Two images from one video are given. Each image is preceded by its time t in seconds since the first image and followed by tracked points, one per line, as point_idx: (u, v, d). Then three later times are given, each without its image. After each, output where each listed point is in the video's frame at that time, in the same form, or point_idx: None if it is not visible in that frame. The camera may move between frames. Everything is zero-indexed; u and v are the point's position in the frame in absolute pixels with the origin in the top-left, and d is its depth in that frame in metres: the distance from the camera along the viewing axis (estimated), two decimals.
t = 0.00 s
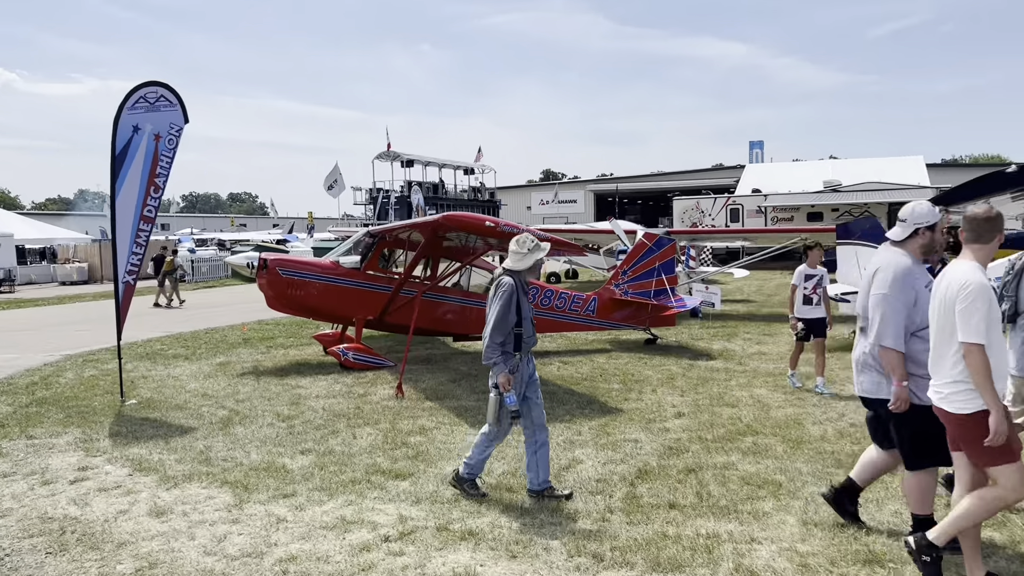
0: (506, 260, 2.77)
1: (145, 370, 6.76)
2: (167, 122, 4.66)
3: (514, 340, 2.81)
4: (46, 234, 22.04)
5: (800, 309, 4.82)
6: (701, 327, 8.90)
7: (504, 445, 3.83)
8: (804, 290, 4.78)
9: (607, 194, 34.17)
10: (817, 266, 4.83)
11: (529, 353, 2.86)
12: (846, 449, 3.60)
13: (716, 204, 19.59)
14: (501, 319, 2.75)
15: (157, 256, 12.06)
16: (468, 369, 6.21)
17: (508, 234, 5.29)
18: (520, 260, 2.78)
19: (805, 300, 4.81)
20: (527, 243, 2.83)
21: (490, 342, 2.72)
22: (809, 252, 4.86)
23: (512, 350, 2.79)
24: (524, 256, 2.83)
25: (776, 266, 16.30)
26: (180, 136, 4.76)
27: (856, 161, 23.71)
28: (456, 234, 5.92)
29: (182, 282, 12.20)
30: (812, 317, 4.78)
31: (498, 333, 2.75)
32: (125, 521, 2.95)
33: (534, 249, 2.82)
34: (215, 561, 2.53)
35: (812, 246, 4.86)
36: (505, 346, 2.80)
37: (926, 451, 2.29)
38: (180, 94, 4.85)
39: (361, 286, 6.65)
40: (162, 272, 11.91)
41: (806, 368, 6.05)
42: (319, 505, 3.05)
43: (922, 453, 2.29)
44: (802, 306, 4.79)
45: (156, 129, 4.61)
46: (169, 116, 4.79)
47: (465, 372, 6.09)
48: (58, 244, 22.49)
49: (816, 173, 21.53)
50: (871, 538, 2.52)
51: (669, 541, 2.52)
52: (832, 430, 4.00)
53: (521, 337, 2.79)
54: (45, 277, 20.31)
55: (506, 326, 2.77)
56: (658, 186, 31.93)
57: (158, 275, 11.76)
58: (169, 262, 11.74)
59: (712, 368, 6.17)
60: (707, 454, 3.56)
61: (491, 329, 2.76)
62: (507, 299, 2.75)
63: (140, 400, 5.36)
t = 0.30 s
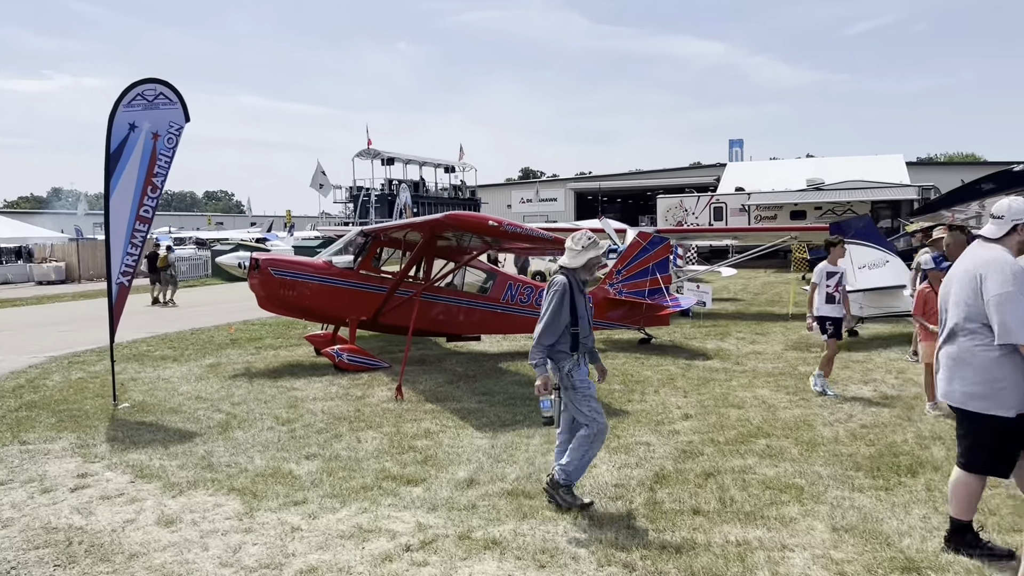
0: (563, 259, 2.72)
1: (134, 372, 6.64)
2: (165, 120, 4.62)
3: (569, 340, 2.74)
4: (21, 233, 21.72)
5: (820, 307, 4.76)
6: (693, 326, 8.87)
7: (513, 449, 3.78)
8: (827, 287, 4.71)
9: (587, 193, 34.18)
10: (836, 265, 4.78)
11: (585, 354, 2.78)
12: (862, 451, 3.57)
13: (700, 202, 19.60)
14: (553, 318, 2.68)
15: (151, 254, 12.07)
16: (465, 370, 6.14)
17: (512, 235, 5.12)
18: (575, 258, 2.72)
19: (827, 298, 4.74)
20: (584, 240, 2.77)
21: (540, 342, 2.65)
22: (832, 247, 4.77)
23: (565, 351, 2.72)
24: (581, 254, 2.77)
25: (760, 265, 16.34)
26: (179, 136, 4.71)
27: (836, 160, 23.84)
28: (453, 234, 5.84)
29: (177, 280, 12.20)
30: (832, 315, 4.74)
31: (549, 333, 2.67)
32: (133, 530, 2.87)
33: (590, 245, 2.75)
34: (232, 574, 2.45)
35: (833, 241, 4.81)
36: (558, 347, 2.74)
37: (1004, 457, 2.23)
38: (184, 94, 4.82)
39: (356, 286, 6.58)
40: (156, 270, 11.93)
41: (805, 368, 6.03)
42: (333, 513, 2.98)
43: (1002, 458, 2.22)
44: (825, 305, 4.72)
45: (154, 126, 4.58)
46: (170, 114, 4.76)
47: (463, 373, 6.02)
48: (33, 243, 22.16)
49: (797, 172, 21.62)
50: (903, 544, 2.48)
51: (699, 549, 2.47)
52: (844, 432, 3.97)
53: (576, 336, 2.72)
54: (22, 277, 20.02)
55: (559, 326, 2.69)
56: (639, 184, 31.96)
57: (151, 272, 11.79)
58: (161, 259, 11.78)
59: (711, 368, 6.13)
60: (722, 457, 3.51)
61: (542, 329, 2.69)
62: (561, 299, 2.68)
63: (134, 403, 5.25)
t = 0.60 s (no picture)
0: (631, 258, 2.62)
1: (124, 371, 6.51)
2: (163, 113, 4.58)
3: (641, 341, 2.62)
4: None
5: (846, 309, 4.68)
6: (687, 323, 8.83)
7: (523, 448, 3.70)
8: (852, 289, 4.61)
9: (569, 191, 34.17)
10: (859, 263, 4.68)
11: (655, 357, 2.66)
12: (880, 449, 3.52)
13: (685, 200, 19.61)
14: (623, 319, 2.57)
15: (148, 251, 12.03)
16: (463, 369, 6.06)
17: (516, 230, 5.01)
18: (645, 256, 2.60)
19: (852, 300, 4.65)
20: (651, 237, 2.65)
21: (611, 343, 2.54)
22: (856, 247, 4.59)
23: (637, 352, 2.60)
24: (651, 253, 2.65)
25: (746, 262, 16.35)
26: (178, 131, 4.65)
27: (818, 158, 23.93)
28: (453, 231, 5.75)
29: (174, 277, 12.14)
30: (858, 316, 4.66)
31: (619, 334, 2.56)
32: (141, 535, 2.77)
33: (661, 244, 2.63)
34: None
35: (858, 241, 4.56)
36: (629, 347, 2.62)
37: None
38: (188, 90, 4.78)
39: (351, 284, 6.50)
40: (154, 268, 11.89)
41: (805, 365, 5.99)
42: (347, 515, 2.89)
43: None
44: (852, 307, 4.65)
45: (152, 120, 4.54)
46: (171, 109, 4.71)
47: (462, 371, 5.94)
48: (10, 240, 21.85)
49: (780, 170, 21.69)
50: (940, 545, 2.42)
51: (731, 552, 2.40)
52: (857, 429, 3.92)
53: (650, 338, 2.60)
54: None
55: (629, 327, 2.58)
56: (621, 182, 31.96)
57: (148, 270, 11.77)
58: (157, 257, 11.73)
59: (711, 366, 6.08)
60: (739, 455, 3.45)
61: (612, 330, 2.58)
62: (632, 298, 2.57)
63: (126, 403, 5.13)
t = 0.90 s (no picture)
0: (719, 251, 2.49)
1: (116, 372, 6.38)
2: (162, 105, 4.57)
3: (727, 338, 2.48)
4: None
5: (879, 308, 4.49)
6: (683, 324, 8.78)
7: (537, 452, 3.62)
8: (885, 284, 4.45)
9: (554, 190, 34.14)
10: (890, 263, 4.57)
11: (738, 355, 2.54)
12: (901, 451, 3.47)
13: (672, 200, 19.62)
14: (713, 314, 2.44)
15: (147, 249, 11.99)
16: (463, 370, 5.98)
17: (524, 229, 4.93)
18: (736, 249, 2.45)
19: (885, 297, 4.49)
20: (738, 227, 2.49)
21: (700, 340, 2.41)
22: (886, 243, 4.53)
23: (724, 350, 2.47)
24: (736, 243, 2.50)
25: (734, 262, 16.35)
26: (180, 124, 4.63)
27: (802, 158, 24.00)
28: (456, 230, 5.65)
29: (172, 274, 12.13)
30: (890, 315, 4.48)
31: (709, 330, 2.43)
32: (152, 545, 2.67)
33: (749, 233, 2.49)
34: None
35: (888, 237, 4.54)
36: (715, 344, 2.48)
37: None
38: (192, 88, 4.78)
39: (349, 284, 6.40)
40: (151, 267, 11.88)
41: (808, 365, 5.95)
42: (366, 523, 2.80)
43: None
44: (884, 304, 4.48)
45: (151, 111, 4.54)
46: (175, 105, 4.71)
47: (462, 373, 5.85)
48: None
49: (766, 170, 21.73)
50: (982, 552, 2.36)
51: (768, 561, 2.34)
52: (873, 431, 3.86)
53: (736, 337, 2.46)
54: None
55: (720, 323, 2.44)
56: (606, 181, 31.94)
57: (144, 269, 11.74)
58: (159, 255, 11.79)
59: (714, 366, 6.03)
60: (759, 459, 3.39)
61: (702, 325, 2.44)
62: (723, 293, 2.43)
63: (122, 406, 5.01)
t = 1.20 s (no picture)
0: (811, 251, 2.41)
1: (113, 373, 6.26)
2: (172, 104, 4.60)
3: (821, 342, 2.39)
4: None
5: (921, 310, 4.17)
6: (682, 323, 8.74)
7: (557, 453, 3.55)
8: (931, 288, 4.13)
9: (540, 189, 34.10)
10: (937, 263, 4.24)
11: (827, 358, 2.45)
12: (926, 451, 3.42)
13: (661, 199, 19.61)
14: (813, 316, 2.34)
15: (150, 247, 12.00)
16: (467, 370, 5.91)
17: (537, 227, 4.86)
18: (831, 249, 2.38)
19: (929, 300, 4.15)
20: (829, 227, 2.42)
21: (804, 341, 2.30)
22: (937, 244, 4.26)
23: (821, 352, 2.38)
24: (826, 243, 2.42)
25: (725, 262, 16.35)
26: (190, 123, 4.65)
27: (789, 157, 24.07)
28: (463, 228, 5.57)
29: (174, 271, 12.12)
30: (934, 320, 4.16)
31: (811, 331, 2.32)
32: (173, 551, 2.58)
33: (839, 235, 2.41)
34: None
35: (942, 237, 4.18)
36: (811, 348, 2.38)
37: None
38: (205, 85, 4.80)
39: (350, 283, 6.32)
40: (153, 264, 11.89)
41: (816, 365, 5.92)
42: (392, 527, 2.73)
43: None
44: (929, 308, 4.15)
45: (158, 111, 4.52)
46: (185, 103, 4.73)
47: (467, 373, 5.78)
48: None
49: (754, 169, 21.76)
50: None
51: (815, 565, 2.28)
52: (894, 431, 3.82)
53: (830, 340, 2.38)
54: None
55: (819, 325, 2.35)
56: (593, 181, 31.92)
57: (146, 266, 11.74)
58: (160, 252, 11.79)
59: (720, 366, 5.99)
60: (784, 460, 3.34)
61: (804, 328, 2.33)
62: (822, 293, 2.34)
63: (123, 407, 4.91)
